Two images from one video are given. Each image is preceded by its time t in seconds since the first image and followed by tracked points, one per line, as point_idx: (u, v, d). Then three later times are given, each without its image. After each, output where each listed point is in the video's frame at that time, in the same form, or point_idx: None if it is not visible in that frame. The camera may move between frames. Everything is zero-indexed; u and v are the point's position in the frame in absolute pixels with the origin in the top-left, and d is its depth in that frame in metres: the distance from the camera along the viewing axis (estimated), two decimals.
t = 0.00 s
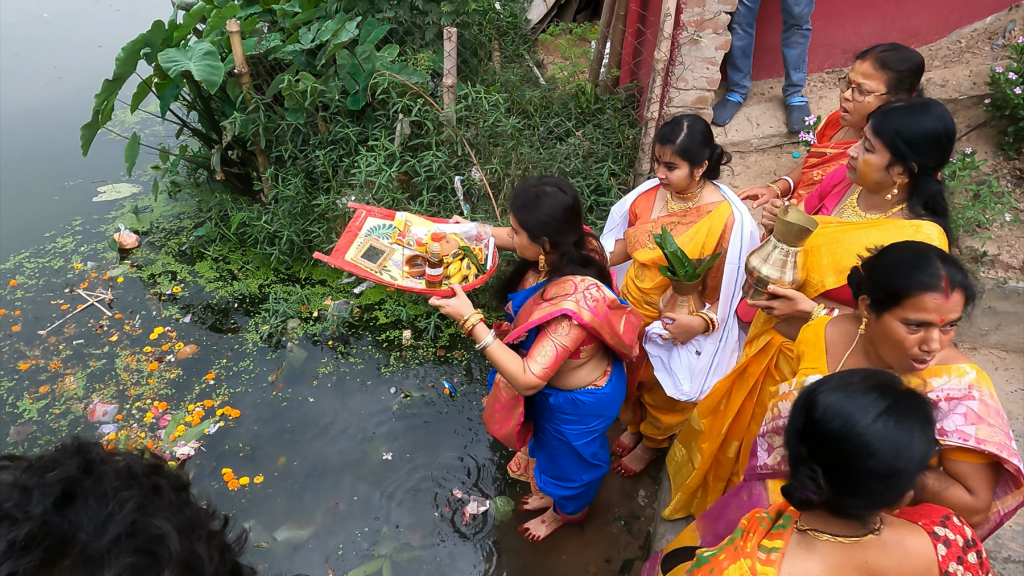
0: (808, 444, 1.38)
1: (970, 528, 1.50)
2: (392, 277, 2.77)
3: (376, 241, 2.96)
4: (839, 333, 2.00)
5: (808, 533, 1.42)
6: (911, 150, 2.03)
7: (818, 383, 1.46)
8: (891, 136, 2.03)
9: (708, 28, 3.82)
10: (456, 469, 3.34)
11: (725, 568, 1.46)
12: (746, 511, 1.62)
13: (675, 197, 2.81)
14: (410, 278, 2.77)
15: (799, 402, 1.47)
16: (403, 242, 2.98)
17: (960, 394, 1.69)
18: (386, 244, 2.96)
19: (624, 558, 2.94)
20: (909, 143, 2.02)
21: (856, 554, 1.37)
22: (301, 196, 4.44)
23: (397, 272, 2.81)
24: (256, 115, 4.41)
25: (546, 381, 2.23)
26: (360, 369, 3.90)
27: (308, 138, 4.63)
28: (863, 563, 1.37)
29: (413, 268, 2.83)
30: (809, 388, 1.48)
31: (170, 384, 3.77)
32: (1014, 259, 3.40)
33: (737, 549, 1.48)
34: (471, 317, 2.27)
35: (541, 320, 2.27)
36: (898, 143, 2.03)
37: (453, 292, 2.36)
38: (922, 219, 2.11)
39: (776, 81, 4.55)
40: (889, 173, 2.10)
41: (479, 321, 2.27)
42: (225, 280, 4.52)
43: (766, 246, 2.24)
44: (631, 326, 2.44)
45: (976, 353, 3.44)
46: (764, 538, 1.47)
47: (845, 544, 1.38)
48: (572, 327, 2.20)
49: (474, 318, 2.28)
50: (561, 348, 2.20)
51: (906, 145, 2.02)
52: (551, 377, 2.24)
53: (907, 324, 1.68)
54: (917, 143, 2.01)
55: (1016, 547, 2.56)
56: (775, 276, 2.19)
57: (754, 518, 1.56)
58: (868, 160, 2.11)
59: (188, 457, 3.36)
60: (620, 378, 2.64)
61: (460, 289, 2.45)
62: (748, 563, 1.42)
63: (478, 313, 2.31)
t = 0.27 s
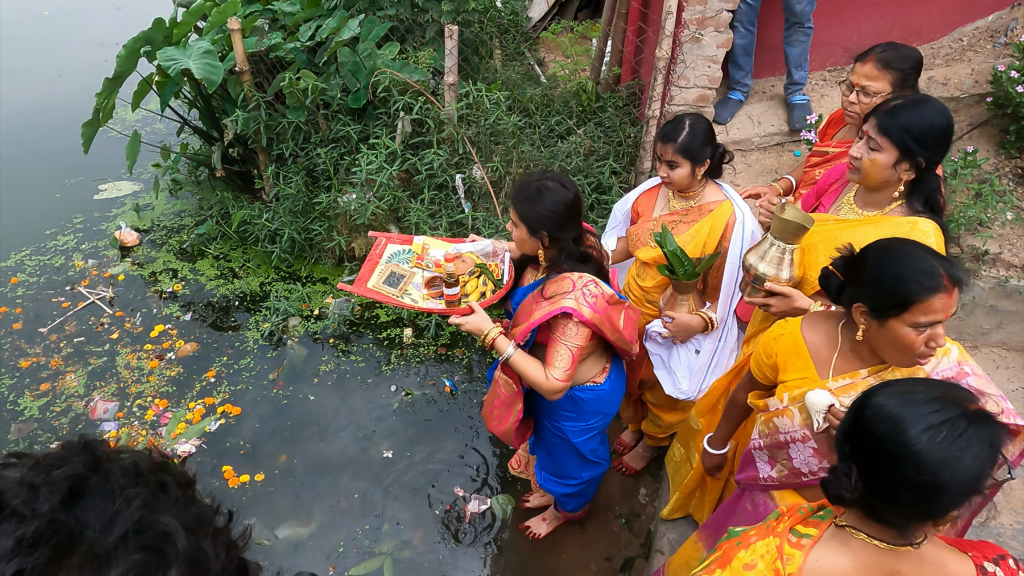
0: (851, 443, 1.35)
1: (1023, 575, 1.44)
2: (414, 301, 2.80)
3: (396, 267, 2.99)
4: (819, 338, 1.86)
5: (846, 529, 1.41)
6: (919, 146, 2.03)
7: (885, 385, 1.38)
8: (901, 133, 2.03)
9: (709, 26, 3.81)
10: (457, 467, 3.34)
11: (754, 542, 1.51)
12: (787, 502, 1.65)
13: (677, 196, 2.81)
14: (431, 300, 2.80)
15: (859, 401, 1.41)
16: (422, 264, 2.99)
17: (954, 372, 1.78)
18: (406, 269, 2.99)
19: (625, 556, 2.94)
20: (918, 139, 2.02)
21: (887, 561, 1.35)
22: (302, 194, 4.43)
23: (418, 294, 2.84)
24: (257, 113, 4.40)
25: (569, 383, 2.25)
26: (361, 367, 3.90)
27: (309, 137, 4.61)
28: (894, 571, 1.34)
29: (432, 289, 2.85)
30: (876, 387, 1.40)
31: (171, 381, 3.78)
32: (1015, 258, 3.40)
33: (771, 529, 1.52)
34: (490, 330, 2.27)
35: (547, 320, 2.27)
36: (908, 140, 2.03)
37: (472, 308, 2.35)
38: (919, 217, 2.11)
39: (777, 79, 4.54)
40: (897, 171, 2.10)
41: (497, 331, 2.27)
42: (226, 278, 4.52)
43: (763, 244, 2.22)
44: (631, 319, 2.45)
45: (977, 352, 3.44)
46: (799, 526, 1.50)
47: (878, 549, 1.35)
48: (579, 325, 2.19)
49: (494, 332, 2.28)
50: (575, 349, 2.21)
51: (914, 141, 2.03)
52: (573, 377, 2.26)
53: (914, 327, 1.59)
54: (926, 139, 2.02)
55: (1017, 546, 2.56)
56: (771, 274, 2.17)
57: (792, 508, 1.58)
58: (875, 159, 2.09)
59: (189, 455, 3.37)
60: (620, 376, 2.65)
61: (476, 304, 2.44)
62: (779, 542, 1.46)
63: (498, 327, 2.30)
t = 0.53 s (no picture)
0: (871, 456, 1.32)
1: None
2: (427, 298, 2.84)
3: (409, 265, 3.02)
4: (799, 349, 1.82)
5: (867, 537, 1.38)
6: (930, 146, 2.01)
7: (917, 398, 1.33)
8: (915, 124, 2.01)
9: (711, 23, 3.82)
10: (458, 464, 3.34)
11: (773, 534, 1.53)
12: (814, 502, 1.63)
13: (678, 194, 2.81)
14: (444, 298, 2.85)
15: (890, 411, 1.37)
16: (435, 262, 3.02)
17: (936, 350, 1.81)
18: (419, 266, 3.02)
19: (625, 554, 2.95)
20: (934, 139, 2.00)
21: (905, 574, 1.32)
22: (302, 191, 4.43)
23: (431, 292, 2.88)
24: (257, 110, 4.38)
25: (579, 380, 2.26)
26: (362, 364, 3.90)
27: (310, 134, 4.58)
28: None
29: (444, 287, 2.89)
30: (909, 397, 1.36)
31: (171, 379, 3.78)
32: (1017, 255, 3.40)
33: (793, 524, 1.53)
34: (502, 328, 2.29)
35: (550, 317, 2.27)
36: (921, 136, 2.01)
37: (486, 306, 2.33)
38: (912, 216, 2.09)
39: (779, 76, 4.53)
40: (898, 165, 2.10)
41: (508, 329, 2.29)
42: (226, 275, 4.52)
43: (754, 236, 2.23)
44: (632, 315, 2.45)
45: (978, 350, 3.44)
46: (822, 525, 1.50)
47: (897, 561, 1.33)
48: (581, 322, 2.19)
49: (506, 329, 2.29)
50: (581, 346, 2.21)
51: (926, 140, 2.01)
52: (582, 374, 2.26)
53: (908, 329, 1.58)
54: (942, 139, 1.99)
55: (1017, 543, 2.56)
56: (761, 266, 2.18)
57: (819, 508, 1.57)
58: (883, 145, 2.09)
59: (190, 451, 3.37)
60: (619, 372, 2.64)
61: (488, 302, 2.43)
62: (799, 538, 1.47)
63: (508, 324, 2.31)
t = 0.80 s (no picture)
0: (888, 465, 1.32)
1: None
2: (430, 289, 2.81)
3: (415, 258, 3.00)
4: (815, 358, 1.76)
5: (887, 543, 1.39)
6: (924, 145, 2.00)
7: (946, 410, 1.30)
8: (909, 125, 2.00)
9: (714, 19, 3.78)
10: (459, 460, 3.34)
11: (793, 533, 1.54)
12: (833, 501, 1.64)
13: (678, 190, 2.80)
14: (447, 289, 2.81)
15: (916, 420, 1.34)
16: (440, 256, 3.00)
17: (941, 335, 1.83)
18: (425, 259, 3.00)
19: (627, 550, 2.95)
20: (927, 137, 1.99)
21: None
22: (304, 187, 4.43)
23: (435, 284, 2.85)
24: (259, 106, 4.38)
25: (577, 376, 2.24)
26: (363, 360, 3.90)
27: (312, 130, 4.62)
28: None
29: (448, 279, 2.87)
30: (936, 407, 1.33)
31: (172, 374, 3.78)
32: (1021, 253, 3.39)
33: (814, 525, 1.53)
34: (502, 321, 2.27)
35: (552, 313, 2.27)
36: (914, 135, 2.00)
37: (486, 299, 2.35)
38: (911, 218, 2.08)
39: (782, 72, 4.52)
40: (895, 165, 2.08)
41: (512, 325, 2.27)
42: (228, 272, 4.52)
43: (753, 228, 2.22)
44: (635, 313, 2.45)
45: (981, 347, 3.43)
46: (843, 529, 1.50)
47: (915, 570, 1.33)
48: (583, 317, 2.18)
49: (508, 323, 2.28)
50: (581, 342, 2.20)
51: (920, 139, 2.00)
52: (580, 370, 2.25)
53: (936, 332, 1.54)
54: (934, 138, 1.98)
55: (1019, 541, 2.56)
56: (761, 258, 2.17)
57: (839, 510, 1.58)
58: (877, 146, 2.08)
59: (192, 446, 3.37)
60: (620, 369, 2.64)
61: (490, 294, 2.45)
62: (820, 539, 1.47)
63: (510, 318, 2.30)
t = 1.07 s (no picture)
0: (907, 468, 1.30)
1: None
2: (409, 272, 2.78)
3: (395, 241, 2.98)
4: (856, 363, 1.68)
5: (906, 546, 1.37)
6: (921, 146, 1.99)
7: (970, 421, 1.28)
8: (906, 126, 1.99)
9: (714, 16, 3.77)
10: (459, 458, 3.34)
11: (810, 531, 1.53)
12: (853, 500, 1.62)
13: (677, 187, 2.80)
14: (425, 272, 2.77)
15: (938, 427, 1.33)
16: (420, 239, 2.98)
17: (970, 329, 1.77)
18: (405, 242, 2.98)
19: (626, 548, 2.95)
20: (923, 138, 1.97)
21: None
22: (303, 185, 4.43)
23: (414, 267, 2.81)
24: (258, 104, 4.38)
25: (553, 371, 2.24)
26: (363, 358, 3.90)
27: (311, 128, 4.63)
28: None
29: (427, 262, 2.81)
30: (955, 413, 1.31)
31: (171, 372, 3.78)
32: (1021, 250, 3.38)
33: (832, 523, 1.52)
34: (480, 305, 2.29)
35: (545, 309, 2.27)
36: (911, 136, 1.99)
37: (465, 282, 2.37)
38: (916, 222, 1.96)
39: (782, 70, 4.52)
40: (893, 168, 2.07)
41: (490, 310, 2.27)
42: (228, 270, 4.51)
43: (751, 231, 2.20)
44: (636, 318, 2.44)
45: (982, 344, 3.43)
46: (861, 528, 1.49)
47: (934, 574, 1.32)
48: (575, 314, 2.18)
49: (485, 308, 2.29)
50: (566, 339, 2.20)
51: (917, 140, 1.98)
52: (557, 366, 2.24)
53: (981, 331, 1.49)
54: (930, 139, 1.97)
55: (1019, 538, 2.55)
56: (761, 261, 2.15)
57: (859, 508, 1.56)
58: (874, 149, 2.07)
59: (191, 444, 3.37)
60: (621, 370, 2.63)
61: (470, 279, 2.47)
62: (836, 537, 1.46)
63: (487, 303, 2.32)
